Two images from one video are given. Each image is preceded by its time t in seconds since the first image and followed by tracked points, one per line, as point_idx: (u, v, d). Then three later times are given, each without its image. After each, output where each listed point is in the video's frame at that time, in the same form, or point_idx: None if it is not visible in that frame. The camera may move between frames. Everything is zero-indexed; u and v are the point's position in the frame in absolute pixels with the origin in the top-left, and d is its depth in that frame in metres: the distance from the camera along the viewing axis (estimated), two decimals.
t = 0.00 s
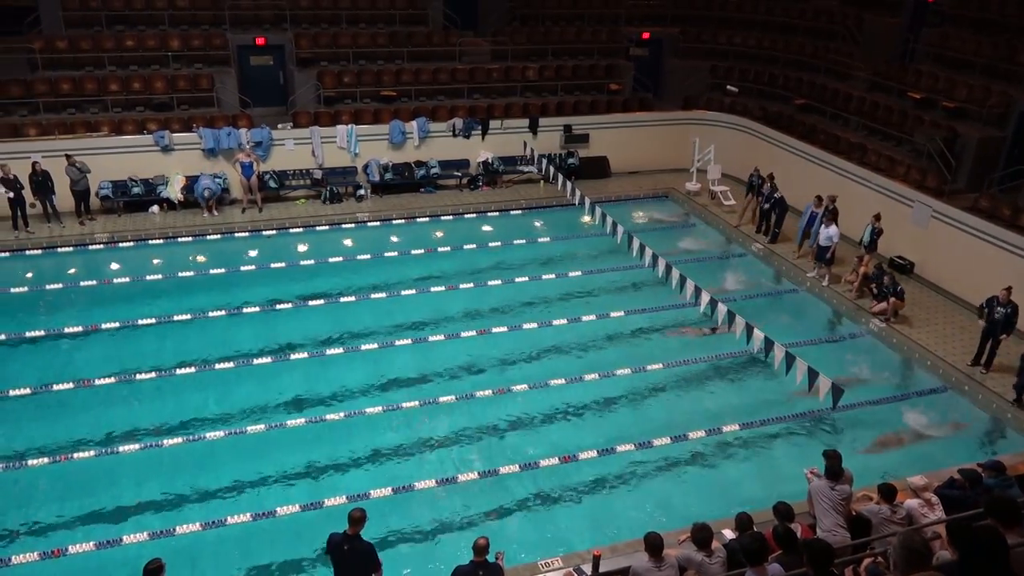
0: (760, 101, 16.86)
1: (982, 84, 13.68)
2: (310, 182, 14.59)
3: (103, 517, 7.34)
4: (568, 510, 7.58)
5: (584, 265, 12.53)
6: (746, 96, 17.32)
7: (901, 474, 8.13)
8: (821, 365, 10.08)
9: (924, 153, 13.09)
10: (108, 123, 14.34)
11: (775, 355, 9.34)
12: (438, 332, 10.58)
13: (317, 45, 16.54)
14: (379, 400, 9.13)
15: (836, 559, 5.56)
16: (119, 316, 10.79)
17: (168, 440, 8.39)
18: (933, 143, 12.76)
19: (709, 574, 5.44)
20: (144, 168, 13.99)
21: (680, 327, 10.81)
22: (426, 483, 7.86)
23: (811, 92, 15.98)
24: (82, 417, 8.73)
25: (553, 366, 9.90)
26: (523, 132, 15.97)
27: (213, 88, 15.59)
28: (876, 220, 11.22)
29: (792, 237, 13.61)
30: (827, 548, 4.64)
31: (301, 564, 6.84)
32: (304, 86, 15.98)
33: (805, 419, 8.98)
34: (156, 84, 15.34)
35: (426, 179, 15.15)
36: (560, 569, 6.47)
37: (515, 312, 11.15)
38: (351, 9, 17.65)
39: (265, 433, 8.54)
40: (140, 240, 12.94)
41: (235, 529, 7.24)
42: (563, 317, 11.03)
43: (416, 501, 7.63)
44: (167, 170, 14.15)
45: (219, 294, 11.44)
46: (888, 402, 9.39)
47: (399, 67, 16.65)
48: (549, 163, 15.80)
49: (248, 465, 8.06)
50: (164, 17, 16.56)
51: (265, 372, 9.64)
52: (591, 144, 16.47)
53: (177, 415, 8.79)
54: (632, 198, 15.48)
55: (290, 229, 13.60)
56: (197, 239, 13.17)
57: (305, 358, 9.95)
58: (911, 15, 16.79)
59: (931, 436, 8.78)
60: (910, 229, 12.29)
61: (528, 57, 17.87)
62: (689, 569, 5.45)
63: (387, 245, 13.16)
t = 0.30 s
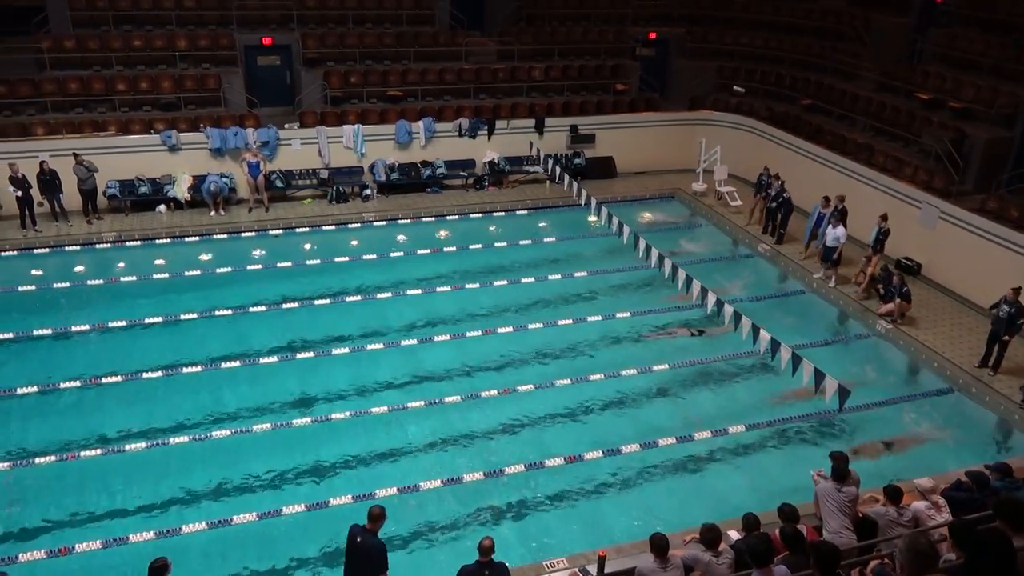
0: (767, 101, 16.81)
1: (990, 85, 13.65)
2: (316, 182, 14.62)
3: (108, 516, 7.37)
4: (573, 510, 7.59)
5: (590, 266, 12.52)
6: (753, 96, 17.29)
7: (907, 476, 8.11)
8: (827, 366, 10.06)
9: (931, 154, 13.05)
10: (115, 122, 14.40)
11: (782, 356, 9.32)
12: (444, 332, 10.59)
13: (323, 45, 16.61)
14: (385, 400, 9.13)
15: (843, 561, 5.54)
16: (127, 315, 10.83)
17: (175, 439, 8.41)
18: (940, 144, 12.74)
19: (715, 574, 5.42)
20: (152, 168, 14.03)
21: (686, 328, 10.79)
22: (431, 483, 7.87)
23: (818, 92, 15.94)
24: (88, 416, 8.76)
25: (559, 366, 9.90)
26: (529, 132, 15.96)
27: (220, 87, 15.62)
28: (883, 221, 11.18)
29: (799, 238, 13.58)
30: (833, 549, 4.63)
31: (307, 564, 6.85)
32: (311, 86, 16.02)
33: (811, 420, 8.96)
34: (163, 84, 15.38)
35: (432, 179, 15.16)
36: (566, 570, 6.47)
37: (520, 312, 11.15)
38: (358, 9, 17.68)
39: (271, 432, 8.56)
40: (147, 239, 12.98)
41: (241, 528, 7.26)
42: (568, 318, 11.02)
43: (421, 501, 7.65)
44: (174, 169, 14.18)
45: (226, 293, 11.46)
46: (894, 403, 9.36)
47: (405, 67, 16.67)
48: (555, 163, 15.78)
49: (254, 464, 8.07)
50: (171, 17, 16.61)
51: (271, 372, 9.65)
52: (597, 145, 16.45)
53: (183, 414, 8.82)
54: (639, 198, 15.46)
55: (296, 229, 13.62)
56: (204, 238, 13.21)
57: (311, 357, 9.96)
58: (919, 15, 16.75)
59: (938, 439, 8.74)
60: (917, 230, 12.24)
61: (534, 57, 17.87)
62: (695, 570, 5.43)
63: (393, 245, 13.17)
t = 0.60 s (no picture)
0: (787, 101, 16.70)
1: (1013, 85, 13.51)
2: (334, 182, 14.67)
3: (128, 512, 7.43)
4: (590, 511, 7.57)
5: (607, 266, 12.49)
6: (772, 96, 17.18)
7: (927, 480, 8.02)
8: (846, 369, 9.98)
9: (952, 155, 12.96)
10: (136, 122, 14.54)
11: (800, 359, 9.25)
12: (460, 332, 10.60)
13: (342, 45, 16.63)
14: (401, 400, 9.16)
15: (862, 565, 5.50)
16: (146, 312, 10.93)
17: (193, 436, 8.47)
18: (962, 145, 12.67)
19: None
20: (172, 167, 14.15)
21: (704, 329, 10.74)
22: (447, 483, 7.88)
23: (838, 93, 15.82)
24: (108, 412, 8.85)
25: (576, 367, 9.88)
26: (546, 133, 15.94)
27: (240, 87, 15.72)
28: (903, 223, 11.09)
29: (818, 240, 13.48)
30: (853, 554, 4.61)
31: (323, 563, 6.88)
32: (330, 86, 16.08)
33: (829, 423, 8.89)
34: (184, 84, 15.52)
35: (449, 179, 15.17)
36: (582, 571, 6.46)
37: (537, 312, 11.14)
38: (376, 10, 17.74)
39: (288, 430, 8.60)
40: (167, 238, 13.09)
41: (257, 526, 7.30)
42: (585, 319, 11.01)
43: (438, 500, 7.66)
44: (194, 169, 14.29)
45: (244, 292, 11.54)
46: (915, 407, 9.27)
47: (423, 67, 16.71)
48: (572, 163, 15.74)
49: (272, 462, 8.12)
50: (192, 18, 16.73)
51: (289, 370, 9.70)
52: (614, 145, 16.40)
53: (202, 412, 8.88)
54: (656, 199, 15.41)
55: (314, 229, 13.68)
56: (223, 237, 13.30)
57: (328, 356, 10.00)
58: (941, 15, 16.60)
59: (959, 443, 8.65)
60: (939, 232, 12.13)
61: (551, 57, 17.87)
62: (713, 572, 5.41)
63: (411, 245, 13.19)
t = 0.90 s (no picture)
0: (814, 103, 16.54)
1: None
2: (359, 181, 14.75)
3: (153, 506, 7.52)
4: (611, 513, 7.55)
5: (631, 268, 12.44)
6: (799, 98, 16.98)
7: (954, 487, 7.90)
8: (872, 373, 9.87)
9: (984, 158, 12.69)
10: (165, 121, 14.74)
11: (825, 363, 9.15)
12: (483, 332, 10.61)
13: (368, 46, 16.79)
14: (424, 399, 9.18)
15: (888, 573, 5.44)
16: (173, 309, 11.05)
17: (218, 432, 8.55)
18: (994, 148, 12.38)
19: None
20: (200, 166, 14.30)
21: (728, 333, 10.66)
22: (468, 482, 7.88)
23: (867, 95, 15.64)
24: (136, 408, 8.95)
25: (597, 369, 9.84)
26: (570, 134, 15.91)
27: (266, 87, 15.84)
28: (932, 226, 10.95)
29: (845, 243, 13.33)
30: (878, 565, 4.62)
31: (344, 560, 6.91)
32: (355, 86, 16.21)
33: (855, 428, 8.79)
34: (212, 84, 15.71)
35: (473, 179, 15.20)
36: (603, 573, 6.44)
37: (560, 313, 11.13)
38: (402, 10, 17.82)
39: (312, 428, 8.66)
40: (194, 236, 13.23)
41: (281, 522, 7.35)
42: (608, 320, 10.97)
43: (459, 499, 7.67)
44: (221, 168, 14.43)
45: (269, 290, 11.63)
46: (942, 413, 9.14)
47: (448, 67, 16.76)
48: (597, 165, 15.69)
49: (295, 459, 8.17)
50: (220, 18, 16.90)
51: (313, 368, 9.77)
52: (639, 146, 16.34)
53: (227, 408, 8.96)
54: (681, 201, 15.33)
55: (339, 228, 13.75)
56: (249, 236, 13.42)
57: (351, 355, 10.05)
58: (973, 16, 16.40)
59: (987, 450, 8.51)
60: (968, 237, 11.95)
61: (576, 58, 17.85)
62: None
63: (434, 244, 13.22)
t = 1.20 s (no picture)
0: (845, 103, 16.34)
1: None
2: (385, 181, 14.81)
3: (182, 501, 7.61)
4: (636, 515, 7.52)
5: (657, 269, 12.38)
6: (830, 98, 16.76)
7: (987, 493, 7.76)
8: (902, 377, 9.73)
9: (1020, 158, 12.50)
10: (195, 121, 14.94)
11: (854, 366, 9.03)
12: (508, 332, 10.61)
13: (395, 46, 17.05)
14: (449, 398, 9.21)
15: None
16: (202, 308, 11.18)
17: (246, 430, 8.65)
18: None
19: None
20: (229, 166, 14.46)
21: (755, 335, 10.56)
22: (493, 483, 7.89)
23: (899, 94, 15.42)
24: (166, 405, 9.07)
25: (623, 370, 9.80)
26: (597, 134, 15.86)
27: (295, 88, 15.97)
28: (965, 228, 10.75)
29: (875, 245, 13.15)
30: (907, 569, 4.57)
31: (369, 558, 6.95)
32: (383, 87, 16.31)
33: (885, 433, 8.66)
34: (242, 85, 15.91)
35: (499, 179, 15.20)
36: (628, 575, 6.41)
37: (585, 313, 11.10)
38: (429, 11, 17.89)
39: (338, 426, 8.72)
40: (223, 235, 13.38)
41: (307, 520, 7.41)
42: (634, 321, 10.91)
43: (483, 499, 7.68)
44: (250, 168, 14.58)
45: (297, 289, 11.73)
46: (974, 417, 8.98)
47: (475, 68, 16.80)
48: (623, 165, 15.62)
49: (321, 457, 8.23)
50: (250, 19, 17.08)
51: (340, 366, 9.84)
52: (666, 147, 16.25)
53: (255, 406, 9.05)
54: (708, 202, 15.22)
55: (365, 228, 13.83)
56: (277, 235, 13.54)
57: (377, 354, 10.11)
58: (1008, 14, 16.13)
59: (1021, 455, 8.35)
60: (1003, 239, 11.72)
61: (603, 59, 17.81)
62: None
63: (460, 245, 13.26)
